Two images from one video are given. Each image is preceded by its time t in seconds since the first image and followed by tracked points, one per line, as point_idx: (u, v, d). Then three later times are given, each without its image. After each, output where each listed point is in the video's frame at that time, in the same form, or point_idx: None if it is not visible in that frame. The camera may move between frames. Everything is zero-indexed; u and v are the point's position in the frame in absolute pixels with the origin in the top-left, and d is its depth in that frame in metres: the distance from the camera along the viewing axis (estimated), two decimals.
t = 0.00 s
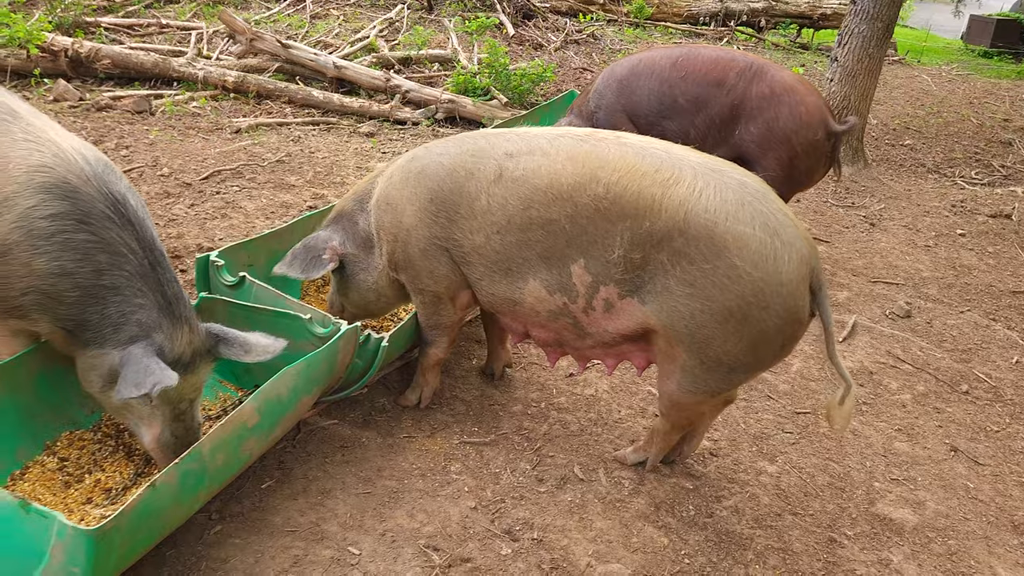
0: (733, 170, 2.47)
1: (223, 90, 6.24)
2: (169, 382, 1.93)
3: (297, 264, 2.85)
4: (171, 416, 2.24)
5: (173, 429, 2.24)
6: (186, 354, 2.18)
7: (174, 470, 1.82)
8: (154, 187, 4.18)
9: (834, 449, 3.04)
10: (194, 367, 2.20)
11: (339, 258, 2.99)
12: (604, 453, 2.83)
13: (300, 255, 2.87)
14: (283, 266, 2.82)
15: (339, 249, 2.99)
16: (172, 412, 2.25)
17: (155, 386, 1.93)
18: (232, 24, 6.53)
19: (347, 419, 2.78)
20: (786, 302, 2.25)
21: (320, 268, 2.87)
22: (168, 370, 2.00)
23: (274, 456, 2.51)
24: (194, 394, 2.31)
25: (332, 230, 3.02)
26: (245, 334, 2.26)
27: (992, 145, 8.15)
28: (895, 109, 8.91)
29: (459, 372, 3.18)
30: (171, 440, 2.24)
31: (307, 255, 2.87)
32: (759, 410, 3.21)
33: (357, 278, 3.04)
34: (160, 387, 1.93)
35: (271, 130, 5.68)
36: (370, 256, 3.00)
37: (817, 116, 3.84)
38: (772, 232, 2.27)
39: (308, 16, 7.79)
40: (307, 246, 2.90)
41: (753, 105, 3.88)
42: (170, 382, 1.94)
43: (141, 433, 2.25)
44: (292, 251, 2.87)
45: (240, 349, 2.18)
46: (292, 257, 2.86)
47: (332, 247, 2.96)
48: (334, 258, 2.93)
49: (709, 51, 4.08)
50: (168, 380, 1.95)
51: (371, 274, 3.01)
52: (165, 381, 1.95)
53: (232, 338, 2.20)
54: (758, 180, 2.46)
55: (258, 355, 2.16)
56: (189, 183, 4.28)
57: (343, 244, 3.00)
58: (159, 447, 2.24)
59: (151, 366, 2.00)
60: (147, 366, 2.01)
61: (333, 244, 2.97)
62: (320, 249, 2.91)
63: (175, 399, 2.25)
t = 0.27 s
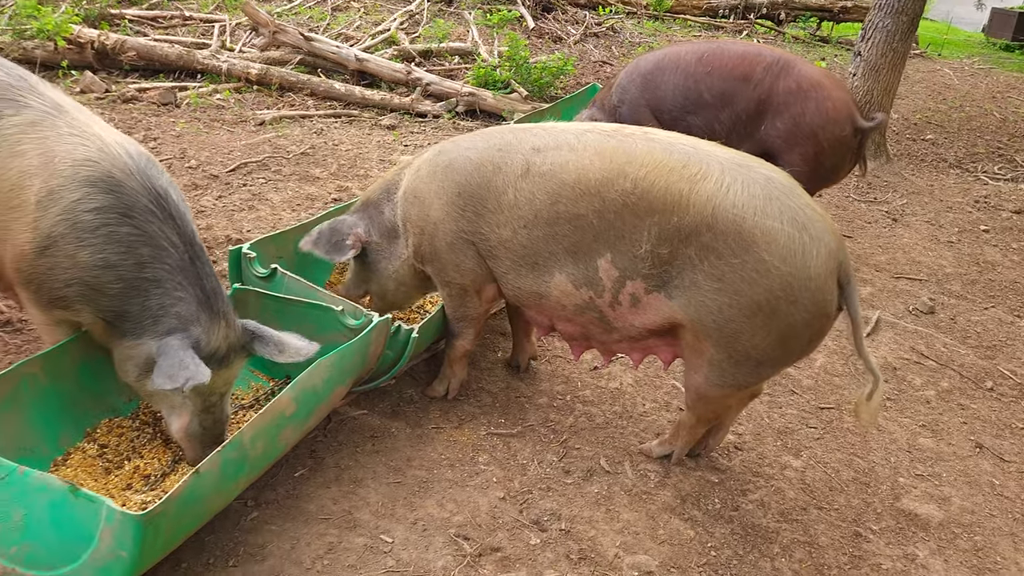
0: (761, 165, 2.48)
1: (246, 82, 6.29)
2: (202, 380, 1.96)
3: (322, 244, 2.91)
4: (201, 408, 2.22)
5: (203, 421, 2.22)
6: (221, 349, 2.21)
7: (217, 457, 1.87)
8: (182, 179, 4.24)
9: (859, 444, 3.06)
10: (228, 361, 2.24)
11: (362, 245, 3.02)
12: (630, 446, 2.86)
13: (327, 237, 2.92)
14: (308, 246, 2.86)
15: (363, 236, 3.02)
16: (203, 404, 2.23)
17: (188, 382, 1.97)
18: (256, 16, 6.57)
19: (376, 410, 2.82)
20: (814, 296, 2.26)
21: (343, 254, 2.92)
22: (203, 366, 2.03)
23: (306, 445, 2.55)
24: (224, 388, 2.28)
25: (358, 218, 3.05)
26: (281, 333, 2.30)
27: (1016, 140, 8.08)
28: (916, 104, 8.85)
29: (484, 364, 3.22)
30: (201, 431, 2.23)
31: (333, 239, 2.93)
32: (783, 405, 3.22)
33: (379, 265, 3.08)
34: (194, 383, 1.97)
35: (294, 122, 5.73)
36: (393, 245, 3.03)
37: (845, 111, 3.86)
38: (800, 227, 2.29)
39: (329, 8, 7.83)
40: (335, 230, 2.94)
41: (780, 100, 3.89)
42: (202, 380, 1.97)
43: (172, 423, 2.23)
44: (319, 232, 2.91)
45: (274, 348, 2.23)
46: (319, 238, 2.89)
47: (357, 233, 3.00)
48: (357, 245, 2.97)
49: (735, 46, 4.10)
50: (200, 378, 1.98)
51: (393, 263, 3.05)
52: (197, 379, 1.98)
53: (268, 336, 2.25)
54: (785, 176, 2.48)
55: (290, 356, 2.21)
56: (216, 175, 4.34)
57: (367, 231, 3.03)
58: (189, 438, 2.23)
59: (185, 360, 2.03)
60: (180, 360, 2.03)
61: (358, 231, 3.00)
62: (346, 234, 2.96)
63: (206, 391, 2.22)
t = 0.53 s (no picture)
0: (789, 158, 2.48)
1: (274, 77, 6.36)
2: (239, 363, 1.97)
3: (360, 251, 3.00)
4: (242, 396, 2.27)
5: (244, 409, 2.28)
6: (259, 337, 2.23)
7: (260, 441, 1.91)
8: (215, 172, 4.31)
9: (886, 440, 3.06)
10: (267, 350, 2.26)
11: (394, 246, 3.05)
12: (658, 438, 2.88)
13: (364, 244, 2.99)
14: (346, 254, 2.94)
15: (395, 237, 3.05)
16: (244, 392, 2.28)
17: (226, 365, 1.99)
18: (284, 11, 6.64)
19: (407, 400, 2.86)
20: (842, 289, 2.27)
21: (378, 258, 2.99)
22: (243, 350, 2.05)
23: (341, 432, 2.60)
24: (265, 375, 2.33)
25: (387, 219, 3.08)
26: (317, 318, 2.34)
27: None
28: (944, 100, 8.77)
29: (512, 356, 3.25)
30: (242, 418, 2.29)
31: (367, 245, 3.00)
32: (810, 400, 3.23)
33: (412, 263, 3.11)
34: (231, 366, 1.98)
35: (322, 116, 5.79)
36: (425, 243, 3.06)
37: (875, 108, 3.86)
38: (828, 220, 2.29)
39: (355, 3, 7.89)
40: (369, 236, 3.00)
41: (809, 96, 3.89)
42: (240, 363, 1.98)
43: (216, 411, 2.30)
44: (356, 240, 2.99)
45: (312, 332, 2.26)
46: (357, 246, 2.98)
47: (389, 234, 3.04)
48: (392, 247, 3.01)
49: (764, 42, 4.10)
50: (237, 360, 1.99)
51: (424, 260, 3.08)
52: (236, 361, 1.99)
53: (305, 321, 2.29)
54: (813, 169, 2.47)
55: (329, 338, 2.24)
56: (248, 168, 4.41)
57: (398, 231, 3.06)
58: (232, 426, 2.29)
59: (225, 344, 2.06)
60: (221, 345, 2.06)
61: (389, 233, 3.03)
62: (380, 238, 3.01)
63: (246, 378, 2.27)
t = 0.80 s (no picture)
0: (831, 157, 2.51)
1: (310, 74, 6.45)
2: (303, 360, 2.08)
3: (393, 236, 2.96)
4: (297, 386, 2.33)
5: (299, 398, 2.34)
6: (315, 333, 2.32)
7: (319, 430, 1.99)
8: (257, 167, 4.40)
9: (924, 436, 3.08)
10: (321, 344, 2.36)
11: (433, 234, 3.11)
12: (696, 431, 2.93)
13: (399, 227, 2.97)
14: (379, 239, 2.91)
15: (434, 226, 3.11)
16: (297, 382, 2.33)
17: (290, 362, 2.09)
18: (320, 9, 6.74)
19: (451, 391, 2.93)
20: (886, 285, 2.31)
21: (418, 242, 2.99)
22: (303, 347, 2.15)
23: (388, 423, 2.68)
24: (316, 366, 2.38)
25: (428, 208, 3.14)
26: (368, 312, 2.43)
27: None
28: (978, 97, 8.69)
29: (551, 350, 3.30)
30: (297, 407, 2.35)
31: (405, 230, 2.98)
32: (846, 396, 3.26)
33: (450, 253, 3.16)
34: (295, 363, 2.08)
35: (358, 113, 5.87)
36: (463, 233, 3.11)
37: (913, 106, 3.86)
38: (872, 218, 2.32)
39: (388, 1, 7.98)
40: (407, 220, 3.00)
41: (847, 94, 3.91)
42: (304, 360, 2.08)
43: (271, 400, 2.37)
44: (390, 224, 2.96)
45: (362, 328, 2.35)
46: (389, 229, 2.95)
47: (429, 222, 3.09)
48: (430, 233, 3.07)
49: (801, 40, 4.12)
50: (301, 357, 2.09)
51: (462, 250, 3.14)
52: (298, 358, 2.09)
53: (356, 316, 2.37)
54: (854, 167, 2.50)
55: (378, 335, 2.34)
56: (289, 164, 4.50)
57: (438, 221, 3.12)
58: (287, 413, 2.36)
59: (286, 342, 2.15)
60: (282, 342, 2.16)
61: (429, 221, 3.09)
62: (419, 224, 3.03)
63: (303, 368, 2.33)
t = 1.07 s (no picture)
0: (882, 158, 2.55)
1: (351, 75, 6.56)
2: (368, 354, 2.14)
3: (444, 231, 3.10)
4: (360, 379, 2.41)
5: (362, 391, 2.42)
6: (380, 325, 2.41)
7: (387, 420, 2.07)
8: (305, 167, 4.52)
9: (969, 436, 3.11)
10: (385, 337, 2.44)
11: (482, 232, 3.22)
12: (743, 428, 2.98)
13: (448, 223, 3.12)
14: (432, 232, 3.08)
15: (483, 224, 3.21)
16: (362, 374, 2.40)
17: (355, 355, 2.16)
18: (360, 12, 6.85)
19: (502, 387, 3.01)
20: (937, 285, 2.34)
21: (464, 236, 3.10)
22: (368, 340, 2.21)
23: (443, 416, 2.76)
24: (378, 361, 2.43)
25: (479, 206, 3.23)
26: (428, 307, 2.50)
27: None
28: (1016, 99, 8.60)
29: (598, 347, 3.37)
30: (361, 400, 2.44)
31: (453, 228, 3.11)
32: (891, 395, 3.29)
33: (499, 251, 3.25)
34: (360, 356, 2.15)
35: (399, 113, 5.97)
36: (512, 232, 3.19)
37: (956, 108, 3.87)
38: (924, 219, 2.36)
39: (425, 3, 8.08)
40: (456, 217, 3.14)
41: (889, 96, 3.93)
42: (368, 353, 2.15)
43: (336, 393, 2.47)
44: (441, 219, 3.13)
45: (424, 321, 2.42)
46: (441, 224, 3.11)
47: (477, 222, 3.21)
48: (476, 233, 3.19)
49: (843, 43, 4.15)
50: (366, 350, 2.15)
51: (513, 247, 3.21)
52: (364, 352, 2.16)
53: (418, 311, 2.45)
54: (905, 168, 2.54)
55: (440, 327, 2.40)
56: (336, 165, 4.61)
57: (488, 220, 3.21)
58: (351, 407, 2.45)
59: (352, 335, 2.22)
60: (348, 336, 2.23)
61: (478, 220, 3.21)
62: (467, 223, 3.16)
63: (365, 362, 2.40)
